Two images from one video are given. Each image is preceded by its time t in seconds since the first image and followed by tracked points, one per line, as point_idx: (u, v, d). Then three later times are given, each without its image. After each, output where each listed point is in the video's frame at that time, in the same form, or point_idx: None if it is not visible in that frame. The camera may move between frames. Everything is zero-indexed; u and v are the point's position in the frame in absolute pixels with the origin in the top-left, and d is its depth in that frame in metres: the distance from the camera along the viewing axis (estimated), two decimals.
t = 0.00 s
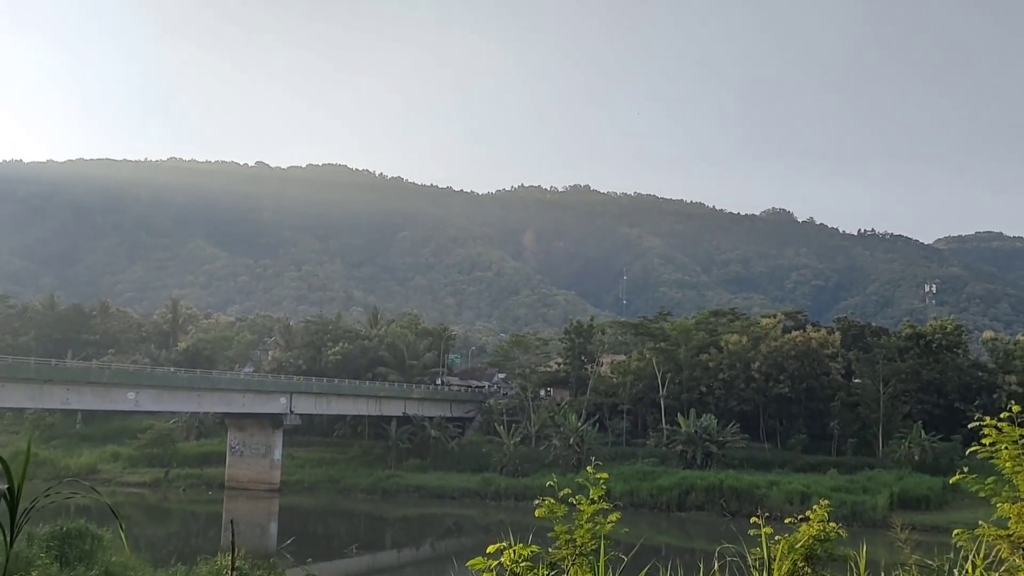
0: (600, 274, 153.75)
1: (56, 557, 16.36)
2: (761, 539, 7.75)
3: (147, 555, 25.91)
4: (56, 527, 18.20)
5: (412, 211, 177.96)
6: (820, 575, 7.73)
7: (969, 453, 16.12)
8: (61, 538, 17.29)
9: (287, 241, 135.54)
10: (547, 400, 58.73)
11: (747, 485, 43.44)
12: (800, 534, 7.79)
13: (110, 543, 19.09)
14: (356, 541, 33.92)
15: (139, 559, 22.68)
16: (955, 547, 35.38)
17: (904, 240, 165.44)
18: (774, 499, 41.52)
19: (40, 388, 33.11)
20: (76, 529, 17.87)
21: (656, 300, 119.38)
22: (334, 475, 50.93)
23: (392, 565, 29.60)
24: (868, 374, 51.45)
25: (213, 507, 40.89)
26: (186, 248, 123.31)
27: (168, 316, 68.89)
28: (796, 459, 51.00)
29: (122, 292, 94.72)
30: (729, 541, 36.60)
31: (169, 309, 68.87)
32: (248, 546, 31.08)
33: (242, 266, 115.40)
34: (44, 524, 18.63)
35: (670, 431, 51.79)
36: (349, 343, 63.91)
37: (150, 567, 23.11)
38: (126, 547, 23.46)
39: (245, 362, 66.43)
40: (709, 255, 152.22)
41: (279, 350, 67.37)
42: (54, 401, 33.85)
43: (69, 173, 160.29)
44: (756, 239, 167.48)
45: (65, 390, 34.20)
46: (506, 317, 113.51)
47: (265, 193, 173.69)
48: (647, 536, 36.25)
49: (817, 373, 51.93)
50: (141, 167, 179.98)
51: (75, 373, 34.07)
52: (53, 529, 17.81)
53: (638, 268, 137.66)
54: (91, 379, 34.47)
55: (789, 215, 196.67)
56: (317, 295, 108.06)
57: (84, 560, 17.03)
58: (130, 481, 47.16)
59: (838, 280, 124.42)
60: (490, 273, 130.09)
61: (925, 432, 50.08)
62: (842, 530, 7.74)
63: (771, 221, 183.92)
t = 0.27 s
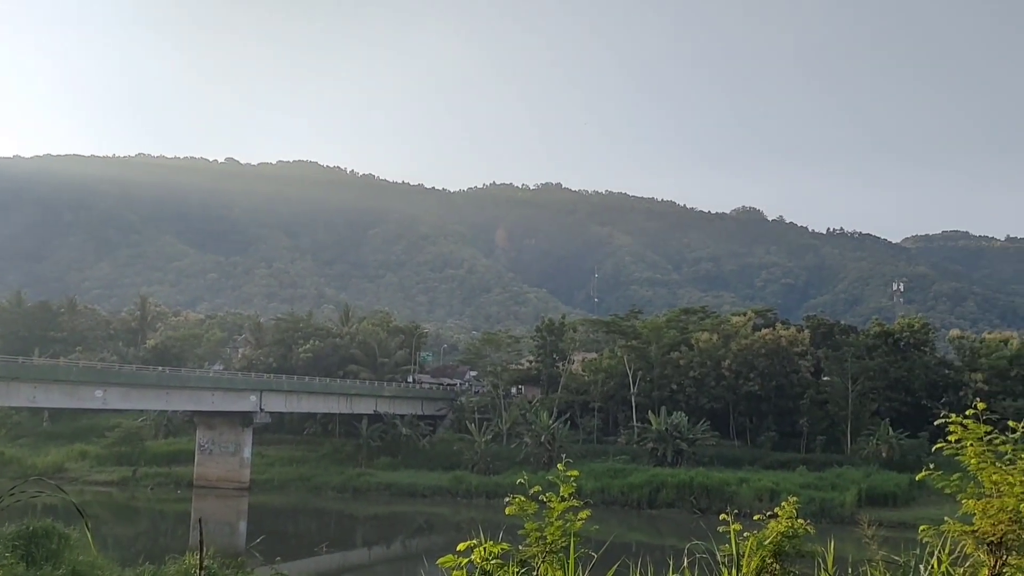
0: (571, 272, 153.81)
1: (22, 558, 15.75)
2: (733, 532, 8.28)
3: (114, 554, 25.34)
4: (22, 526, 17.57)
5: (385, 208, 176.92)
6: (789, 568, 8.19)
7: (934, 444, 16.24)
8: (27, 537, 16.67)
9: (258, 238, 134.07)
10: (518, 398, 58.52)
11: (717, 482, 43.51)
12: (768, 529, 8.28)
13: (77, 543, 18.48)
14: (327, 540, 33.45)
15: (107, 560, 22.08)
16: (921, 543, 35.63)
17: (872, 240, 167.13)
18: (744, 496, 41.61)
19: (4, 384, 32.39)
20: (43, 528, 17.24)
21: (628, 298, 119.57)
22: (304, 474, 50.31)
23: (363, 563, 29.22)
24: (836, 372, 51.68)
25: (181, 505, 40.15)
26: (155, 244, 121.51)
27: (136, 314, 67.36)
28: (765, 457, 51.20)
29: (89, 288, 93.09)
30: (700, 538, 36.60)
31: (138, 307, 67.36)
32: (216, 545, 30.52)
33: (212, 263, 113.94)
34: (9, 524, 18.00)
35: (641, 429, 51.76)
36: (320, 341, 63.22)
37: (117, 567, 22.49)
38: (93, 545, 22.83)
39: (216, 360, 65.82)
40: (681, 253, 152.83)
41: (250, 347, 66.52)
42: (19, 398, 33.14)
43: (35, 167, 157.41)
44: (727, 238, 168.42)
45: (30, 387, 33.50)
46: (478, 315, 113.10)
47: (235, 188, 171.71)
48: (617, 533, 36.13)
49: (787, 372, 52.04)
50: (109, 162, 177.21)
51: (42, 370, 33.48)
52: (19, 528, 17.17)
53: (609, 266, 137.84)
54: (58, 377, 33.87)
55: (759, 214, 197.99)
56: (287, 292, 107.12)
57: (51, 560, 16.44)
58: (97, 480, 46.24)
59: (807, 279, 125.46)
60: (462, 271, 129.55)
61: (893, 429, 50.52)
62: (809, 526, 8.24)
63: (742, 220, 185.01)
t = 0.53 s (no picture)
0: (543, 271, 153.73)
1: None
2: (703, 532, 8.30)
3: (80, 553, 24.76)
4: None
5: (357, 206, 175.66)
6: (758, 564, 8.50)
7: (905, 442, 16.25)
8: None
9: (228, 234, 132.43)
10: (490, 396, 58.27)
11: (687, 480, 43.55)
12: (738, 528, 8.54)
13: (44, 543, 17.90)
14: (298, 538, 32.99)
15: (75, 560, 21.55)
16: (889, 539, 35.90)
17: (841, 239, 168.72)
18: (714, 493, 41.66)
19: None
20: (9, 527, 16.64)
21: (599, 296, 119.53)
22: (275, 472, 49.65)
23: (333, 562, 28.78)
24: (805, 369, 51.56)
25: (150, 504, 39.40)
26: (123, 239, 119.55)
27: (104, 311, 65.35)
28: (735, 454, 51.38)
29: (55, 284, 91.27)
30: (672, 536, 36.59)
31: (106, 304, 65.42)
32: (185, 544, 29.97)
33: (182, 259, 112.27)
34: None
35: (613, 427, 51.68)
36: (291, 339, 62.43)
37: (84, 566, 21.92)
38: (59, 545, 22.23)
39: (185, 356, 65.51)
40: (653, 252, 153.32)
41: (220, 345, 65.60)
42: None
43: None
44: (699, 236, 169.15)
45: None
46: (449, 313, 112.59)
47: (205, 183, 169.48)
48: (588, 531, 35.96)
49: (756, 369, 52.18)
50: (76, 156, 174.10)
51: (8, 369, 32.92)
52: None
53: (581, 264, 137.80)
54: (26, 376, 33.35)
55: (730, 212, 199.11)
56: (258, 291, 106.22)
57: (18, 559, 15.87)
58: (64, 479, 45.31)
59: (778, 277, 126.41)
60: (434, 269, 128.93)
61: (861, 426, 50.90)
62: (778, 524, 8.60)
63: (713, 218, 185.94)
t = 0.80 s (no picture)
0: (515, 268, 153.49)
1: None
2: (674, 528, 8.10)
3: (45, 552, 24.17)
4: None
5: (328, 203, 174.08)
6: (729, 560, 8.55)
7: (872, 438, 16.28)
8: None
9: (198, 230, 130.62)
10: (461, 394, 57.97)
11: (658, 476, 43.55)
12: (706, 524, 8.56)
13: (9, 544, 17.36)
14: (267, 537, 32.50)
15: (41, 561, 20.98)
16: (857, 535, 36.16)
17: (810, 237, 170.21)
18: (685, 490, 41.70)
19: None
20: None
21: (571, 294, 119.58)
22: (245, 470, 48.98)
23: (303, 560, 28.36)
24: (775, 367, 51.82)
25: (118, 503, 38.67)
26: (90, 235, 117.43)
27: (72, 307, 64.68)
28: (706, 451, 51.52)
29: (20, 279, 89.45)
30: (643, 532, 36.56)
31: (75, 300, 64.69)
32: (153, 543, 29.42)
33: (150, 254, 110.52)
34: None
35: (584, 424, 51.59)
36: (261, 336, 61.63)
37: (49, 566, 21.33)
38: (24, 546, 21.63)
39: (155, 355, 63.93)
40: (625, 249, 153.65)
41: (190, 343, 64.63)
42: None
43: None
44: (670, 234, 169.84)
45: None
46: (421, 310, 111.99)
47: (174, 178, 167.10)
48: (559, 528, 35.82)
49: (726, 367, 52.32)
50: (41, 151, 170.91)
51: None
52: None
53: (553, 262, 137.84)
54: None
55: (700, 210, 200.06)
56: (228, 288, 104.84)
57: None
58: (30, 478, 44.37)
59: (748, 275, 127.25)
60: (406, 266, 128.19)
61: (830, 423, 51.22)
62: (746, 519, 8.75)
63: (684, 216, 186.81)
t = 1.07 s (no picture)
0: (489, 266, 153.24)
1: None
2: (647, 525, 8.04)
3: (13, 551, 23.65)
4: None
5: (301, 199, 172.57)
6: (702, 557, 8.45)
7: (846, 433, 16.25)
8: None
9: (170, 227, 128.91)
10: (436, 391, 57.72)
11: (631, 474, 43.57)
12: (679, 521, 8.43)
13: None
14: (240, 535, 32.07)
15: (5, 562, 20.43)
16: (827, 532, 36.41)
17: (781, 236, 171.52)
18: (658, 487, 41.77)
19: None
20: None
21: (545, 292, 119.52)
22: (217, 468, 48.38)
23: (276, 559, 28.01)
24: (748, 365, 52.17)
25: (88, 502, 38.02)
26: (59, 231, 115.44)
27: (42, 305, 63.60)
28: (679, 448, 51.70)
29: None
30: (616, 530, 36.52)
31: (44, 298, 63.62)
32: (123, 542, 28.92)
33: (121, 250, 108.88)
34: None
35: (557, 422, 51.54)
36: (234, 334, 60.92)
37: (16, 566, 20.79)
38: None
39: (126, 353, 62.84)
40: (599, 248, 153.93)
41: (161, 340, 63.74)
42: None
43: None
44: (644, 233, 170.46)
45: None
46: (395, 308, 111.44)
47: (145, 173, 164.81)
48: (532, 525, 35.71)
49: (700, 365, 52.53)
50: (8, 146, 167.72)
51: None
52: None
53: (527, 260, 137.76)
54: None
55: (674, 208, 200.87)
56: (200, 285, 103.63)
57: None
58: None
59: (721, 273, 128.08)
60: (380, 263, 127.50)
61: (802, 420, 51.58)
62: (719, 517, 8.62)
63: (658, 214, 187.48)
